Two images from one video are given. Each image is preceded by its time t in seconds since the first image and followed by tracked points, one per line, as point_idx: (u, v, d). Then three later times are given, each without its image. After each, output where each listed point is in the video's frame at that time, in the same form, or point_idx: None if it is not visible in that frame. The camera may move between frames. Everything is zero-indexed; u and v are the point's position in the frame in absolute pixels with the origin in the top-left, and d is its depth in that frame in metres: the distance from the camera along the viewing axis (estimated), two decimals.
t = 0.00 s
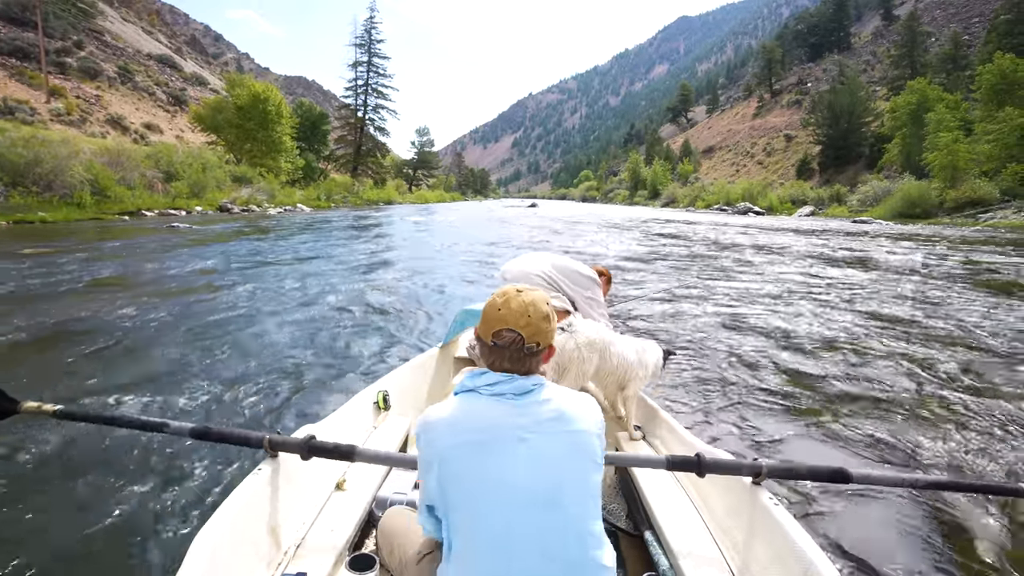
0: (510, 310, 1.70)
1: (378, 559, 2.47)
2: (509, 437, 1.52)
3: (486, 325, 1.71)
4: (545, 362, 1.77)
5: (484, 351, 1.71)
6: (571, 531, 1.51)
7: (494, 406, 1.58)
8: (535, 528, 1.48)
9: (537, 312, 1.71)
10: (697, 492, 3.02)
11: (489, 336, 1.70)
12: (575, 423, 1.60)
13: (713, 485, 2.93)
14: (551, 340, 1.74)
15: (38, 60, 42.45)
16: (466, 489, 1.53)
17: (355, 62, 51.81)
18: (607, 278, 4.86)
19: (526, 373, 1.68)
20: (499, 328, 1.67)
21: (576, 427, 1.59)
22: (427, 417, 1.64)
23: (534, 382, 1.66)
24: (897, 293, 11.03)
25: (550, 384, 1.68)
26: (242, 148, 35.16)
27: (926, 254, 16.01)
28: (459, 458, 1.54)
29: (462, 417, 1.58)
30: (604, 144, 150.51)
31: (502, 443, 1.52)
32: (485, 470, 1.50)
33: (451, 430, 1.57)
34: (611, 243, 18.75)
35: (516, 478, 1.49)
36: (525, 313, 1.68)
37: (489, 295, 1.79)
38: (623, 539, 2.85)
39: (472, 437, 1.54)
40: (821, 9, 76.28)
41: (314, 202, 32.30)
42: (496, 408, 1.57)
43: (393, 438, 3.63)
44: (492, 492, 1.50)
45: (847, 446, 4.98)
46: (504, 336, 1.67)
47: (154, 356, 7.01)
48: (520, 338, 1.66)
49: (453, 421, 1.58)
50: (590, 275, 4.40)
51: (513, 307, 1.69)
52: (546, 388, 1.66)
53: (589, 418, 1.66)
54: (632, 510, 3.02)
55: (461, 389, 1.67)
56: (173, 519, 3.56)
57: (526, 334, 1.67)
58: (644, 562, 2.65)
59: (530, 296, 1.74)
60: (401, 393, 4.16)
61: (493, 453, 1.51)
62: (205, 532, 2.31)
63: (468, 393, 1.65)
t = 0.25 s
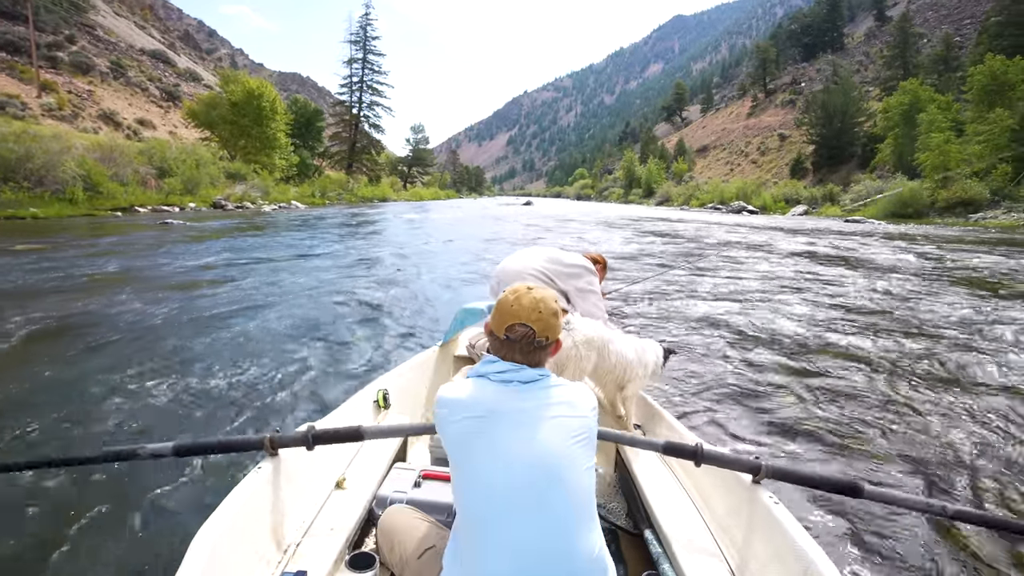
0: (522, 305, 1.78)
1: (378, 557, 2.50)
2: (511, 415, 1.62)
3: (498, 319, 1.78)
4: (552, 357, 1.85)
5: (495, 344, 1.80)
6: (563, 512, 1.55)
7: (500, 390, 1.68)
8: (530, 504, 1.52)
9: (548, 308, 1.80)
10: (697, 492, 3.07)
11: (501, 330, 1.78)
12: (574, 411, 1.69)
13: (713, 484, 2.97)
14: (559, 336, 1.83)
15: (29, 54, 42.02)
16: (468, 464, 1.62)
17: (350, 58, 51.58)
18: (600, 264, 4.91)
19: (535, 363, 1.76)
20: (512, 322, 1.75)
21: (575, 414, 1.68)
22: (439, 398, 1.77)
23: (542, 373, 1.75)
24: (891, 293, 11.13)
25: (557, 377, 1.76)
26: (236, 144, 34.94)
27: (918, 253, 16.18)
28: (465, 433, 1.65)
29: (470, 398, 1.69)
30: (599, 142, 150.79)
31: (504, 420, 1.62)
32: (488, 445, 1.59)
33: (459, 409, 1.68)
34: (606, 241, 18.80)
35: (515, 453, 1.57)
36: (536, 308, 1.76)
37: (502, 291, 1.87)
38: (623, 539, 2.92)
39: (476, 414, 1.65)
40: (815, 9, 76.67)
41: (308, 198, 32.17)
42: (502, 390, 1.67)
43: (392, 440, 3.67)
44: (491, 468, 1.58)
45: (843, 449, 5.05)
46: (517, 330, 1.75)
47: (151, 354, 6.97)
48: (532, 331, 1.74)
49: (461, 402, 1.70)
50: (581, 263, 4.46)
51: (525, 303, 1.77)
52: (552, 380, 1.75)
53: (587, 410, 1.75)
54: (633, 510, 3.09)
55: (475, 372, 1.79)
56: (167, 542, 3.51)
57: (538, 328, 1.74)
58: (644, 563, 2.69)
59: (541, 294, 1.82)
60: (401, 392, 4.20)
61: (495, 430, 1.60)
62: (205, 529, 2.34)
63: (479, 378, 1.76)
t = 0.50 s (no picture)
0: (520, 301, 1.77)
1: (378, 556, 2.51)
2: (508, 415, 1.62)
3: (494, 314, 1.78)
4: (552, 354, 1.86)
5: (493, 341, 1.79)
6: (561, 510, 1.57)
7: (496, 387, 1.68)
8: (531, 501, 1.55)
9: (547, 304, 1.80)
10: (697, 491, 3.08)
11: (498, 327, 1.77)
12: (571, 410, 1.68)
13: (713, 485, 2.99)
14: (559, 333, 1.83)
15: (24, 49, 41.80)
16: (465, 462, 1.63)
17: (348, 56, 51.51)
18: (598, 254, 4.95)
19: (534, 364, 1.76)
20: (509, 319, 1.74)
21: (572, 414, 1.68)
22: (434, 391, 1.78)
23: (540, 371, 1.74)
24: (886, 297, 11.20)
25: (556, 374, 1.77)
26: (233, 141, 34.84)
27: (913, 257, 16.30)
28: (460, 432, 1.66)
29: (466, 393, 1.69)
30: (596, 143, 151.10)
31: (500, 419, 1.63)
32: (482, 443, 1.61)
33: (454, 406, 1.69)
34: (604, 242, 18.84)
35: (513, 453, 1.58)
36: (535, 304, 1.76)
37: (500, 286, 1.86)
38: (622, 538, 2.95)
39: (472, 413, 1.66)
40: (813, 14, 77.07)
41: (305, 196, 32.10)
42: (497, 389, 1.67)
43: (391, 438, 3.70)
44: (489, 466, 1.59)
45: (842, 450, 5.06)
46: (514, 328, 1.75)
47: (148, 351, 6.93)
48: (530, 329, 1.74)
49: (457, 398, 1.70)
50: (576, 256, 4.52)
51: (522, 298, 1.76)
52: (550, 377, 1.75)
53: (584, 407, 1.75)
54: (633, 508, 3.12)
55: (470, 369, 1.78)
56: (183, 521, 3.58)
57: (536, 326, 1.74)
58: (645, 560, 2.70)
59: (540, 288, 1.82)
60: (401, 391, 4.20)
61: (492, 429, 1.61)
62: (204, 529, 2.34)
63: (475, 375, 1.75)
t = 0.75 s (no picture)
0: (511, 305, 1.65)
1: (378, 554, 2.52)
2: (503, 445, 1.51)
3: (484, 321, 1.66)
4: (550, 358, 1.75)
5: (486, 349, 1.68)
6: (565, 534, 1.54)
7: (488, 414, 1.55)
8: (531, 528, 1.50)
9: (544, 307, 1.66)
10: (697, 489, 3.09)
11: (488, 334, 1.67)
12: (571, 431, 1.55)
13: (714, 483, 2.99)
14: (558, 336, 1.70)
15: (25, 46, 41.80)
16: (459, 492, 1.55)
17: (349, 55, 51.53)
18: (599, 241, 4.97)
19: (529, 380, 1.63)
20: (499, 327, 1.63)
21: (572, 436, 1.55)
22: (420, 414, 1.65)
23: (538, 386, 1.60)
24: (886, 298, 11.20)
25: (554, 384, 1.63)
26: (233, 139, 34.83)
27: (913, 259, 16.31)
28: (451, 463, 1.55)
29: (456, 419, 1.56)
30: (597, 144, 151.18)
31: (494, 451, 1.52)
32: (475, 476, 1.52)
33: (443, 436, 1.56)
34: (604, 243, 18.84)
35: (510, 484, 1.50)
36: (529, 309, 1.63)
37: (491, 286, 1.74)
38: (623, 536, 2.96)
39: (462, 445, 1.53)
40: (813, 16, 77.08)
41: (305, 195, 32.09)
42: (489, 415, 1.55)
43: (391, 437, 3.69)
44: (485, 499, 1.52)
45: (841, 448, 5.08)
46: (505, 334, 1.62)
47: (149, 348, 6.95)
48: (523, 336, 1.62)
49: (445, 427, 1.57)
50: (577, 246, 4.55)
51: (513, 302, 1.64)
52: (550, 387, 1.62)
53: (589, 419, 1.60)
54: (633, 507, 3.12)
55: (457, 388, 1.64)
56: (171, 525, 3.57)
57: (530, 333, 1.61)
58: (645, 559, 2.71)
59: (536, 289, 1.69)
60: (401, 389, 4.21)
61: (485, 462, 1.51)
62: (204, 528, 2.35)
63: (463, 393, 1.61)
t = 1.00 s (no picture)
0: (508, 315, 1.66)
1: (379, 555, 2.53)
2: (504, 470, 1.50)
3: (481, 332, 1.67)
4: (551, 368, 1.75)
5: (484, 362, 1.68)
6: (567, 555, 1.54)
7: (490, 438, 1.52)
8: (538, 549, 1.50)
9: (544, 317, 1.67)
10: (697, 491, 3.11)
11: (486, 346, 1.67)
12: (574, 450, 1.55)
13: (714, 485, 3.01)
14: (557, 346, 1.71)
15: (22, 49, 41.74)
16: (459, 518, 1.52)
17: (347, 58, 51.56)
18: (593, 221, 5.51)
19: (527, 396, 1.62)
20: (498, 340, 1.63)
21: (575, 457, 1.54)
22: (414, 437, 1.59)
23: (540, 404, 1.60)
24: (883, 298, 11.24)
25: (556, 400, 1.64)
26: (231, 142, 34.82)
27: (909, 259, 16.38)
28: (450, 490, 1.52)
29: (455, 444, 1.53)
30: (594, 145, 151.42)
31: (495, 476, 1.50)
32: (477, 502, 1.50)
33: (440, 464, 1.52)
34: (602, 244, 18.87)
35: (513, 509, 1.49)
36: (527, 319, 1.64)
37: (487, 296, 1.74)
38: (623, 537, 2.97)
39: (462, 471, 1.50)
40: (809, 17, 77.34)
41: (303, 198, 32.08)
42: (489, 439, 1.52)
43: (392, 437, 3.71)
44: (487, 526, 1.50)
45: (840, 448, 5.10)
46: (503, 347, 1.64)
47: (147, 351, 6.95)
48: (522, 348, 1.63)
49: (443, 453, 1.53)
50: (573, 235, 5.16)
51: (510, 313, 1.64)
52: (551, 404, 1.63)
53: (590, 436, 1.60)
54: (634, 508, 3.13)
55: (454, 410, 1.60)
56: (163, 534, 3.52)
57: (529, 344, 1.63)
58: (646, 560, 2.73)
59: (534, 298, 1.69)
60: (400, 391, 4.23)
61: (486, 489, 1.49)
62: (204, 529, 2.36)
63: (460, 416, 1.58)
